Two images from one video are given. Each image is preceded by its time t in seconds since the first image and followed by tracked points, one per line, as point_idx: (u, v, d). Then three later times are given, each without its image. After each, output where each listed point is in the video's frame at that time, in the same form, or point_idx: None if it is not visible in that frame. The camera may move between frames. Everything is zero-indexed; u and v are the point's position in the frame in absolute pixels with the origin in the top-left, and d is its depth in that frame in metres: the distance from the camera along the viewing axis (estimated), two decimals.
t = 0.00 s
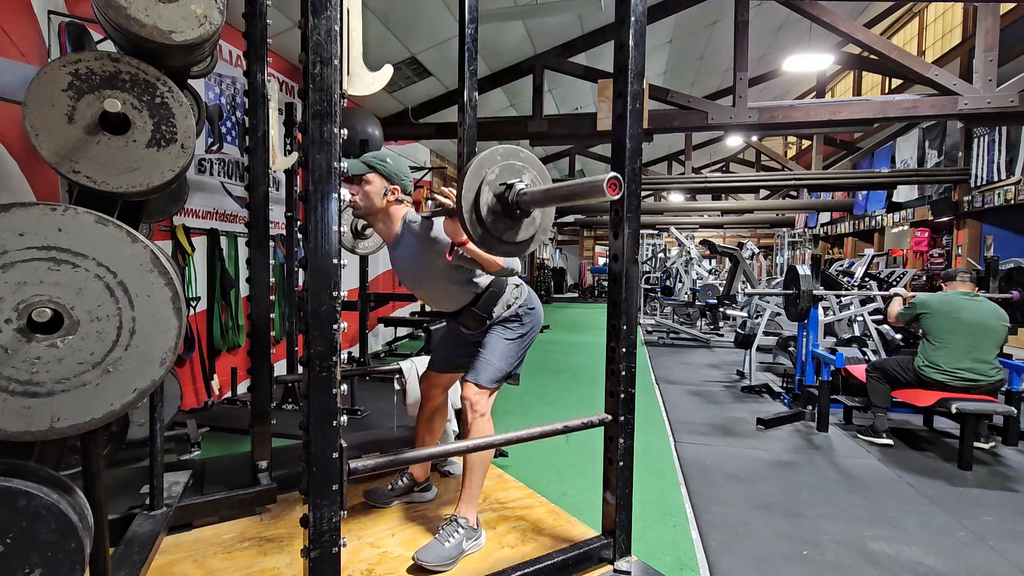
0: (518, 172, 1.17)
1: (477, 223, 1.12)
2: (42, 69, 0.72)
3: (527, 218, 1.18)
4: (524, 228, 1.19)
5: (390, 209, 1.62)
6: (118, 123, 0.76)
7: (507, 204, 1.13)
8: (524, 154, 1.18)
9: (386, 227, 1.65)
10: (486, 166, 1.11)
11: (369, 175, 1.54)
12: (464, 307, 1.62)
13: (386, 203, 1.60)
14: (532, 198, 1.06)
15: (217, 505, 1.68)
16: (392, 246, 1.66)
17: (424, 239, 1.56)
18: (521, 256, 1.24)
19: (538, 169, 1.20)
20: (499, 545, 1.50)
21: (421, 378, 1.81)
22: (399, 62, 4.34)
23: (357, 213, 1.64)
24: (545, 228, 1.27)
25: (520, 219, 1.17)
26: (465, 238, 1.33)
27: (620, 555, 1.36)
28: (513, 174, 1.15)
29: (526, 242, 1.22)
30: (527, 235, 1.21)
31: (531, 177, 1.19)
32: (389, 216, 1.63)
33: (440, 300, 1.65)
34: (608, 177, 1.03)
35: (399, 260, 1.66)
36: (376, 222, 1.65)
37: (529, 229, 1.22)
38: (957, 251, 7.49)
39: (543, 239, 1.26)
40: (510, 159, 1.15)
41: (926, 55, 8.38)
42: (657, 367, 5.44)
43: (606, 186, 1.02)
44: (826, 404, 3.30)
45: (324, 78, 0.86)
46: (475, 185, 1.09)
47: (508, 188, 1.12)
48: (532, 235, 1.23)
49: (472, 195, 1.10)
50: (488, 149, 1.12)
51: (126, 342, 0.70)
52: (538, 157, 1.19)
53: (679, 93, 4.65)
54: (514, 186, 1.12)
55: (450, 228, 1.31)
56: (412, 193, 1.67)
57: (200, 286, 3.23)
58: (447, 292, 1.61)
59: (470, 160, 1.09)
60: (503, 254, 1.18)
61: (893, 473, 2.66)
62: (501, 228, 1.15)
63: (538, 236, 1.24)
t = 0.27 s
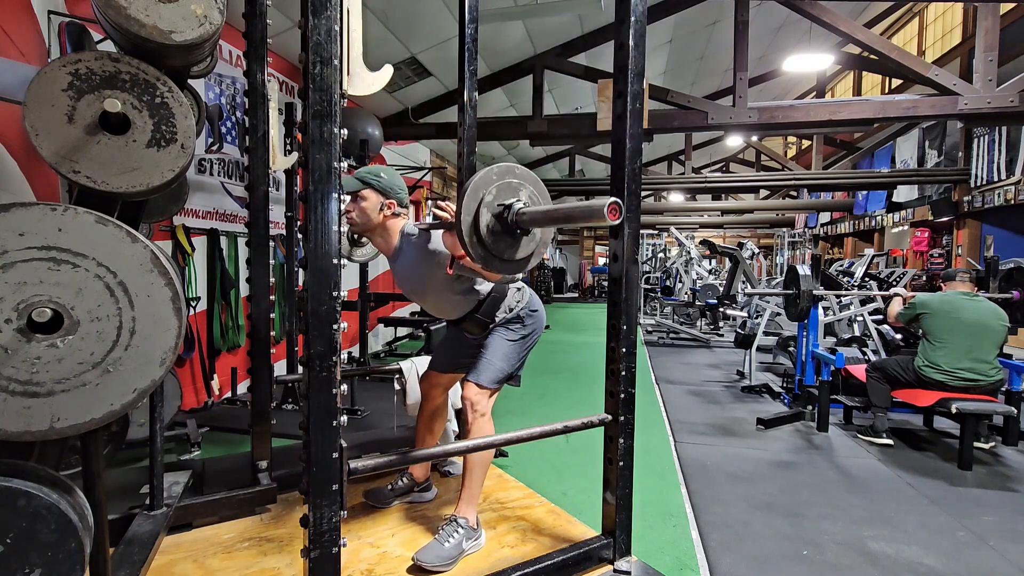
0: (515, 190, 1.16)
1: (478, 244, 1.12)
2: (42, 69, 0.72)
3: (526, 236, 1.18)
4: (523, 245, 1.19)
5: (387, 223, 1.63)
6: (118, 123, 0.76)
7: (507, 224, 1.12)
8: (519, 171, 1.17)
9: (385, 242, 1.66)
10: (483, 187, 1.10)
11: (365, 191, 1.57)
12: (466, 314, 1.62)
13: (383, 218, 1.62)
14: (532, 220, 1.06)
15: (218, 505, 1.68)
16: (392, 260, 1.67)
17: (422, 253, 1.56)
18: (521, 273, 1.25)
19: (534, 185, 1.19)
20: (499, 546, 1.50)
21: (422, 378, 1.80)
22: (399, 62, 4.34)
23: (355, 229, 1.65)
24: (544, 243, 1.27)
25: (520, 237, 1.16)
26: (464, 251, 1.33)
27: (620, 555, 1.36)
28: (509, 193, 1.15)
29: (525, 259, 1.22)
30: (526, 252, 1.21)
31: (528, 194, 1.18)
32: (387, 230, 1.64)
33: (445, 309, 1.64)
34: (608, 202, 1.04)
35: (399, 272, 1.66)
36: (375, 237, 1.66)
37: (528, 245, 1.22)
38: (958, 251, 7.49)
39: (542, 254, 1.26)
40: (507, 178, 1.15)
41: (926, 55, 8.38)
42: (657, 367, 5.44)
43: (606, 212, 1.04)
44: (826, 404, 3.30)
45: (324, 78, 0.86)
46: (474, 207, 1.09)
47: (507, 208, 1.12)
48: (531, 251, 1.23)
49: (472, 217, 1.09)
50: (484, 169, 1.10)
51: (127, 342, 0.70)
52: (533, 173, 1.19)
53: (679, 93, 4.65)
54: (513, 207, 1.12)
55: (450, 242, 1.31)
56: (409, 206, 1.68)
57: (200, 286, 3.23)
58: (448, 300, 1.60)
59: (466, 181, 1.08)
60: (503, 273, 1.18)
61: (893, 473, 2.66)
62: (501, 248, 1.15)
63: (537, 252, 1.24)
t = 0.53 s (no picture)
0: (513, 202, 1.16)
1: (479, 258, 1.12)
2: (42, 69, 0.72)
3: (526, 247, 1.18)
4: (523, 256, 1.19)
5: (386, 231, 1.63)
6: (118, 124, 0.76)
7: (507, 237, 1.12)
8: (516, 182, 1.17)
9: (385, 250, 1.66)
10: (482, 202, 1.10)
11: (362, 200, 1.57)
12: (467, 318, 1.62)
13: (382, 227, 1.62)
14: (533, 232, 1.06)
15: (218, 505, 1.68)
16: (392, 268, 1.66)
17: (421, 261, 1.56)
18: (521, 283, 1.25)
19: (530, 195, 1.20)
20: (499, 546, 1.50)
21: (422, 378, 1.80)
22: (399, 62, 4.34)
23: (354, 238, 1.65)
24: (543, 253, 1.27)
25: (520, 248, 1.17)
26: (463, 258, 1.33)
27: (620, 555, 1.36)
28: (507, 205, 1.14)
29: (525, 270, 1.22)
30: (526, 262, 1.21)
31: (526, 205, 1.18)
32: (386, 239, 1.64)
33: (446, 315, 1.64)
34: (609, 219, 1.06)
35: (400, 279, 1.66)
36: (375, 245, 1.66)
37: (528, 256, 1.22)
38: (958, 251, 7.49)
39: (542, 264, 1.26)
40: (504, 190, 1.14)
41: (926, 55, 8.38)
42: (657, 367, 5.44)
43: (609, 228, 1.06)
44: (826, 404, 3.30)
45: (324, 78, 0.86)
46: (474, 222, 1.08)
47: (506, 221, 1.12)
48: (531, 261, 1.23)
49: (472, 231, 1.09)
50: (482, 183, 1.10)
51: (126, 342, 0.70)
52: (529, 183, 1.19)
53: (679, 93, 4.65)
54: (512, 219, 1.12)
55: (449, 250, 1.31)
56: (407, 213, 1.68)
57: (200, 286, 3.23)
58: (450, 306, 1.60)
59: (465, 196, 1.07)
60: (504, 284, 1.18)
61: (893, 473, 2.66)
62: (501, 260, 1.15)
63: (537, 262, 1.24)
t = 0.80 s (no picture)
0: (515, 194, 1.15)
1: (483, 252, 1.12)
2: (43, 69, 0.72)
3: (530, 239, 1.18)
4: (527, 248, 1.19)
5: (387, 225, 1.62)
6: (118, 123, 0.76)
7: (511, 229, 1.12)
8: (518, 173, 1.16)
9: (385, 243, 1.65)
10: (485, 195, 1.09)
11: (365, 193, 1.56)
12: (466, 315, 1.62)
13: (383, 220, 1.61)
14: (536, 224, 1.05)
15: (218, 505, 1.68)
16: (392, 261, 1.66)
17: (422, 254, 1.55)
18: (525, 275, 1.25)
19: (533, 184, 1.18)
20: (499, 545, 1.50)
21: (423, 379, 1.80)
22: (399, 62, 4.34)
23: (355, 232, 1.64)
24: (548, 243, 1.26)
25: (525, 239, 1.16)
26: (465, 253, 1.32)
27: (620, 555, 1.36)
28: (510, 197, 1.14)
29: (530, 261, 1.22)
30: (530, 254, 1.20)
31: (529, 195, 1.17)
32: (387, 232, 1.63)
33: (445, 309, 1.64)
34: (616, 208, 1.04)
35: (399, 273, 1.65)
36: (376, 237, 1.65)
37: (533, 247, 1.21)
38: (958, 251, 7.49)
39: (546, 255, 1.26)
40: (506, 182, 1.13)
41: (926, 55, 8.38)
42: (657, 368, 5.44)
43: (614, 217, 1.04)
44: (826, 404, 3.30)
45: (324, 78, 0.86)
46: (476, 216, 1.08)
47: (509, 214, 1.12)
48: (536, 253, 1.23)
49: (476, 225, 1.09)
50: (483, 176, 1.09)
51: (127, 342, 0.70)
52: (531, 172, 1.18)
53: (679, 93, 4.65)
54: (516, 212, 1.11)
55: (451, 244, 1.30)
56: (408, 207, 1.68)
57: (200, 286, 3.24)
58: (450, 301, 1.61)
59: (467, 191, 1.07)
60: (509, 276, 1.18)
61: (893, 473, 2.66)
62: (506, 253, 1.15)
63: (541, 254, 1.24)
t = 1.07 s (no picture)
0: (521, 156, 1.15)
1: (491, 213, 1.12)
2: (43, 69, 0.72)
3: (537, 199, 1.19)
4: (534, 209, 1.20)
5: (392, 194, 1.57)
6: (118, 123, 0.76)
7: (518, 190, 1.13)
8: (524, 134, 1.16)
9: (387, 213, 1.61)
10: (492, 156, 1.09)
11: (373, 159, 1.50)
12: (462, 297, 1.61)
13: (389, 188, 1.56)
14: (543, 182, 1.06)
15: (218, 505, 1.68)
16: (392, 233, 1.63)
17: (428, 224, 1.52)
18: (533, 236, 1.26)
19: (539, 145, 1.19)
20: (499, 545, 1.50)
21: (422, 379, 1.80)
22: (399, 62, 4.34)
23: (359, 197, 1.59)
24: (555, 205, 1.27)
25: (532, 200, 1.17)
26: (469, 223, 1.30)
27: (620, 555, 1.36)
28: (517, 157, 1.14)
29: (536, 223, 1.23)
30: (536, 215, 1.21)
31: (536, 157, 1.18)
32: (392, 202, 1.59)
33: (441, 288, 1.63)
34: (625, 156, 1.03)
35: (399, 246, 1.62)
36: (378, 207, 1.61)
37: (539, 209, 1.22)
38: (958, 251, 7.49)
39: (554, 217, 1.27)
40: (512, 143, 1.13)
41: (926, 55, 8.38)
42: (657, 367, 5.44)
43: (623, 166, 1.02)
44: (826, 404, 3.30)
45: (324, 78, 0.86)
46: (484, 176, 1.08)
47: (517, 174, 1.12)
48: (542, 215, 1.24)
49: (483, 186, 1.09)
50: (490, 136, 1.09)
51: (127, 342, 0.70)
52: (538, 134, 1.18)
53: (679, 93, 4.65)
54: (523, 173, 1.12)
55: (454, 212, 1.28)
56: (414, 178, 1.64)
57: (200, 286, 3.23)
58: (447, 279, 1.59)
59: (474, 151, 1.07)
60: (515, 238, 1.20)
61: (893, 473, 2.66)
62: (512, 213, 1.16)
63: (548, 215, 1.24)
